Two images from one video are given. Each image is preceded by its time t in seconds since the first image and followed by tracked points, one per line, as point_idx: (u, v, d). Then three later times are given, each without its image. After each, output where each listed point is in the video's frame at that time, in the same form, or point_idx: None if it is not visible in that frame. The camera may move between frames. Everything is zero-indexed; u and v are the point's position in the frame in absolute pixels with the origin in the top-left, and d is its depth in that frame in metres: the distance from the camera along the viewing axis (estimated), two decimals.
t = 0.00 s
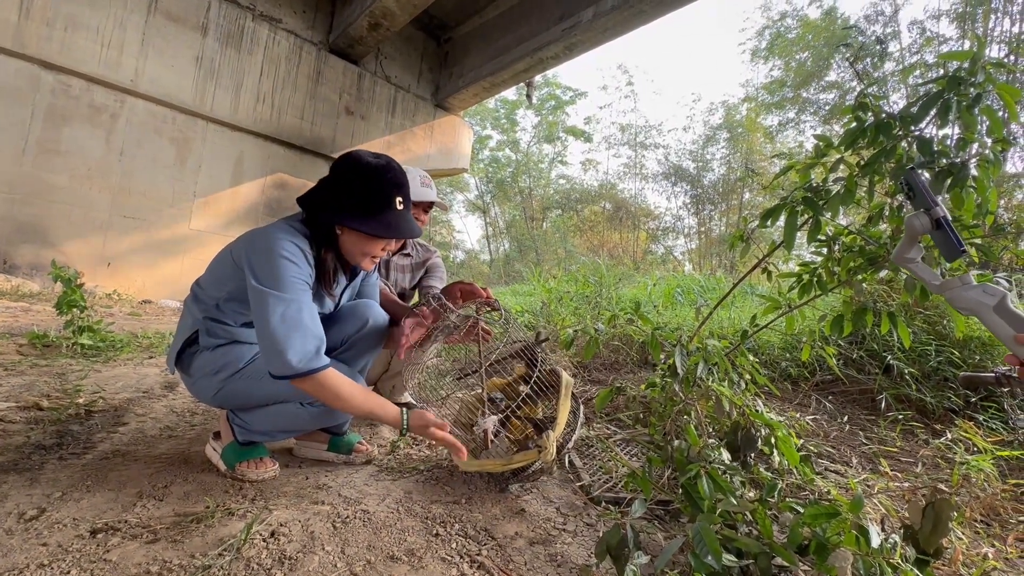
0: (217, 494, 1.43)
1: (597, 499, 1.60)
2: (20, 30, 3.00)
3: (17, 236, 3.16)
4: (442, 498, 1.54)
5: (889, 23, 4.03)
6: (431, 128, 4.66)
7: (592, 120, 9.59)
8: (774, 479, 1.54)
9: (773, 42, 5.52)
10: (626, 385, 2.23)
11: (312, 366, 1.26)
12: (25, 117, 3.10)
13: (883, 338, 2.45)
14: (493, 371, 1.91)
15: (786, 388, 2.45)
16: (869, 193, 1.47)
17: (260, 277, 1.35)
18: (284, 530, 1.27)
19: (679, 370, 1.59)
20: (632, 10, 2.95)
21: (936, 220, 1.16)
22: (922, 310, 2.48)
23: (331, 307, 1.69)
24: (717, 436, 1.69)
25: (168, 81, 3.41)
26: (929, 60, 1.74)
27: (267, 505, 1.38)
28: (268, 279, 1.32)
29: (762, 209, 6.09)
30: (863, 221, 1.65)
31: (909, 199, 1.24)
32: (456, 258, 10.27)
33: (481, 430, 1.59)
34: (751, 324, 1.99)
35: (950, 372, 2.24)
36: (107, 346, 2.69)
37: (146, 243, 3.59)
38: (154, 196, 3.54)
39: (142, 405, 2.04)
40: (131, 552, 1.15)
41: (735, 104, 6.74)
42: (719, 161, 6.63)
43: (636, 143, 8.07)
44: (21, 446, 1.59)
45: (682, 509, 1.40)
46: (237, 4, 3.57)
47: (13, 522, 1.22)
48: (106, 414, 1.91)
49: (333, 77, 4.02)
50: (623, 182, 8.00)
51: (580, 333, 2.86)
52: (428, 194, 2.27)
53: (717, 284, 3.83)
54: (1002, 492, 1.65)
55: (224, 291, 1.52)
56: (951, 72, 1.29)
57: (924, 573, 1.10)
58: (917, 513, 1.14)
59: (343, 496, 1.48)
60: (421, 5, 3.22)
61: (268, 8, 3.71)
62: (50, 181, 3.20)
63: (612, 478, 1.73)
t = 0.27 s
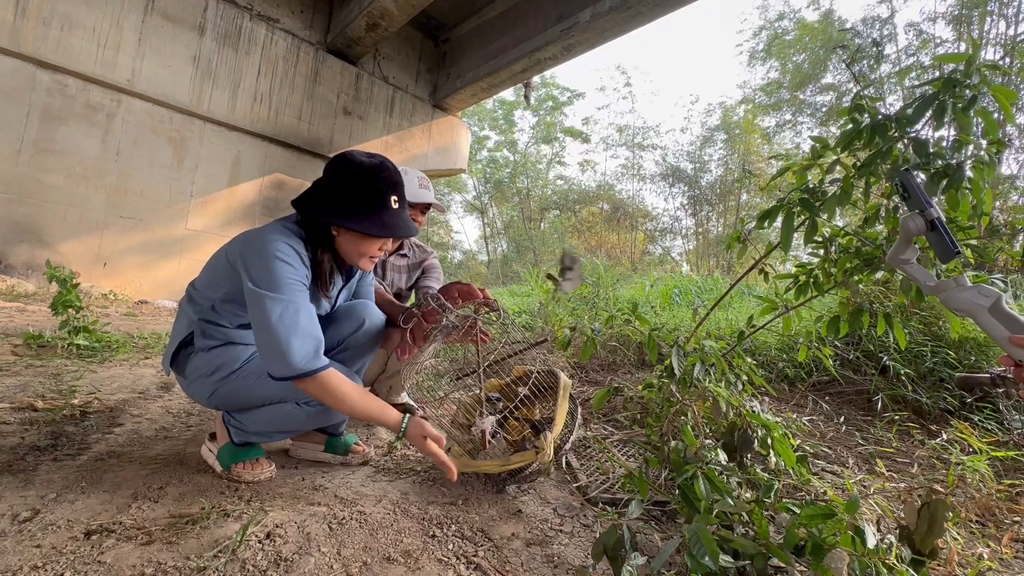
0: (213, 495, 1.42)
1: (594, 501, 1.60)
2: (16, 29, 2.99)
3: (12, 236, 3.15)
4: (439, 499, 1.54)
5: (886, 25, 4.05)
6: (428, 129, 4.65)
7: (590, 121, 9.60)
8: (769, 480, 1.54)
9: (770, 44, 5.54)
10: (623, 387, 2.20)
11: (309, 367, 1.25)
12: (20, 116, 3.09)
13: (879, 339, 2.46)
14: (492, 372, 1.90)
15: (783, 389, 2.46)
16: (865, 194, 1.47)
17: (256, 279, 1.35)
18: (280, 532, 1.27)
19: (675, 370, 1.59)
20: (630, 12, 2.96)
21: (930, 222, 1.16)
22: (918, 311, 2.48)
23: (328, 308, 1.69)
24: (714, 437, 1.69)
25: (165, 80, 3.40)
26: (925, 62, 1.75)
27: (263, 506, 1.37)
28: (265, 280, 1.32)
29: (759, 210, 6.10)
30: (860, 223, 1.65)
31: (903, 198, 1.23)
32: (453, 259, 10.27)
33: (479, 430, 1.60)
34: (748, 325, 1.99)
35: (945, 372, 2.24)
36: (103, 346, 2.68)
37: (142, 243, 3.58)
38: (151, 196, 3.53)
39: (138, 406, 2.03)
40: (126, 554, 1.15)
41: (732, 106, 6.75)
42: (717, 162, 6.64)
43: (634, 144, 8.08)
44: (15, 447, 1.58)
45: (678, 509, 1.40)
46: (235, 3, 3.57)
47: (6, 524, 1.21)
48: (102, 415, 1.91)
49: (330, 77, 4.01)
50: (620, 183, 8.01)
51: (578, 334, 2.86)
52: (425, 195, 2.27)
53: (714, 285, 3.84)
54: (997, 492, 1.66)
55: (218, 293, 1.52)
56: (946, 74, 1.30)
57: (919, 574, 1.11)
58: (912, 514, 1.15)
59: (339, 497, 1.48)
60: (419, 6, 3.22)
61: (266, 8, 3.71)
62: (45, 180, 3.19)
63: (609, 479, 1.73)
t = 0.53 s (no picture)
0: (207, 497, 1.42)
1: (590, 502, 1.60)
2: (11, 27, 2.98)
3: (6, 236, 3.13)
4: (435, 501, 1.53)
5: (881, 28, 4.07)
6: (426, 129, 4.65)
7: (587, 122, 9.61)
8: (766, 481, 1.54)
9: (766, 46, 5.56)
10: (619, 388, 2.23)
11: (304, 372, 1.25)
12: (15, 115, 3.08)
13: (874, 340, 2.46)
14: (488, 374, 1.91)
15: (779, 389, 2.46)
16: (861, 196, 1.48)
17: (249, 284, 1.34)
18: (275, 534, 1.26)
19: (672, 371, 1.59)
20: (627, 13, 2.97)
21: (925, 222, 1.15)
22: (912, 312, 2.48)
23: (322, 310, 1.68)
24: (710, 438, 1.70)
25: (161, 80, 3.39)
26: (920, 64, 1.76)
27: (257, 508, 1.37)
28: (258, 286, 1.32)
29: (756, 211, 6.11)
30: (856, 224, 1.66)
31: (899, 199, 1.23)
32: (451, 259, 10.26)
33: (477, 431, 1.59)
34: (744, 326, 1.99)
35: (940, 374, 2.25)
36: (97, 347, 2.66)
37: (137, 243, 3.57)
38: (146, 195, 3.52)
39: (132, 407, 2.02)
40: (119, 556, 1.14)
41: (729, 107, 6.77)
42: (714, 163, 6.65)
43: (631, 145, 8.09)
44: (8, 449, 1.57)
45: (674, 511, 1.40)
46: (232, 3, 3.56)
47: None
48: (96, 417, 1.89)
49: (327, 77, 4.01)
50: (618, 184, 8.02)
51: (575, 335, 2.86)
52: (423, 197, 2.26)
53: (711, 286, 3.85)
54: (992, 492, 1.67)
55: (212, 296, 1.51)
56: (941, 76, 1.30)
57: (914, 574, 1.11)
58: (907, 514, 1.15)
59: (334, 499, 1.47)
60: (417, 6, 3.22)
61: (263, 7, 3.70)
62: (40, 180, 3.17)
63: (605, 480, 1.73)
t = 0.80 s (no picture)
0: (201, 499, 1.41)
1: (586, 503, 1.60)
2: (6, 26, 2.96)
3: None
4: (430, 502, 1.53)
5: (877, 31, 4.09)
6: (423, 130, 4.65)
7: (584, 123, 9.62)
8: (761, 481, 1.55)
9: (763, 47, 5.57)
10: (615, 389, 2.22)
11: (297, 375, 1.24)
12: (9, 114, 3.06)
13: (869, 341, 2.47)
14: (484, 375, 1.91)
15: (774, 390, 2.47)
16: (857, 198, 1.48)
17: (241, 288, 1.34)
18: (270, 535, 1.26)
19: (668, 372, 1.59)
20: (624, 14, 2.97)
21: (919, 224, 1.17)
22: (908, 313, 2.46)
23: (316, 312, 1.68)
24: (706, 439, 1.70)
25: (157, 79, 3.38)
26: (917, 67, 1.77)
27: (252, 509, 1.36)
28: (250, 290, 1.32)
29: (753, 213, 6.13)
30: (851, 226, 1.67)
31: (892, 200, 1.23)
32: (448, 260, 10.25)
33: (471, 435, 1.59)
34: (740, 327, 2.00)
35: (935, 375, 2.25)
36: (92, 348, 2.65)
37: (133, 244, 3.55)
38: (142, 195, 3.50)
39: (126, 408, 2.01)
40: (112, 558, 1.14)
41: (725, 109, 6.79)
42: (710, 165, 6.67)
43: (628, 146, 8.10)
44: (1, 450, 1.56)
45: (669, 512, 1.40)
46: (228, 2, 3.55)
47: None
48: (90, 417, 1.89)
49: (324, 77, 4.00)
50: (615, 185, 8.03)
51: (571, 336, 2.86)
52: (424, 199, 2.26)
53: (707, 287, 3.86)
54: (985, 493, 1.67)
55: (206, 299, 1.52)
56: (937, 82, 1.31)
57: (908, 575, 1.11)
58: (901, 515, 1.15)
59: (330, 500, 1.47)
60: (414, 6, 3.22)
61: (259, 7, 3.69)
62: (34, 179, 3.16)
63: (601, 481, 1.74)
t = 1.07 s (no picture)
0: (195, 500, 1.40)
1: (582, 503, 1.60)
2: None
3: None
4: (426, 502, 1.53)
5: (872, 33, 4.11)
6: (419, 130, 4.64)
7: (581, 124, 9.63)
8: (756, 482, 1.55)
9: (759, 49, 5.59)
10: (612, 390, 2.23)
11: (291, 370, 1.25)
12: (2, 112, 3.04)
13: (863, 342, 2.47)
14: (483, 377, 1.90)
15: (770, 391, 2.48)
16: (852, 199, 1.49)
17: (235, 282, 1.34)
18: (263, 536, 1.25)
19: (663, 373, 1.59)
20: (621, 15, 2.97)
21: (917, 223, 1.19)
22: (901, 315, 2.50)
23: (310, 310, 1.68)
24: (701, 439, 1.70)
25: (152, 78, 3.36)
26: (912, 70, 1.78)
27: (246, 510, 1.36)
28: (244, 284, 1.31)
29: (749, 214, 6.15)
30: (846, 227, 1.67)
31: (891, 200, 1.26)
32: (444, 260, 10.24)
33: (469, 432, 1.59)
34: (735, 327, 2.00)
35: (929, 375, 2.27)
36: (85, 348, 2.63)
37: (127, 243, 3.54)
38: (136, 194, 3.49)
39: (120, 408, 2.00)
40: (105, 560, 1.13)
41: (722, 110, 6.81)
42: (706, 166, 6.69)
43: (625, 147, 8.11)
44: None
45: (665, 512, 1.40)
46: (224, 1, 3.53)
47: None
48: (83, 418, 1.88)
49: (320, 76, 3.99)
50: (611, 186, 8.04)
51: (567, 336, 2.87)
52: (427, 206, 2.25)
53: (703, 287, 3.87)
54: (978, 493, 1.68)
55: (199, 296, 1.51)
56: (932, 83, 1.31)
57: (902, 574, 1.12)
58: (895, 515, 1.16)
59: (324, 501, 1.46)
60: (411, 6, 3.22)
61: (255, 6, 3.67)
62: (27, 177, 3.14)
63: (597, 481, 1.74)
